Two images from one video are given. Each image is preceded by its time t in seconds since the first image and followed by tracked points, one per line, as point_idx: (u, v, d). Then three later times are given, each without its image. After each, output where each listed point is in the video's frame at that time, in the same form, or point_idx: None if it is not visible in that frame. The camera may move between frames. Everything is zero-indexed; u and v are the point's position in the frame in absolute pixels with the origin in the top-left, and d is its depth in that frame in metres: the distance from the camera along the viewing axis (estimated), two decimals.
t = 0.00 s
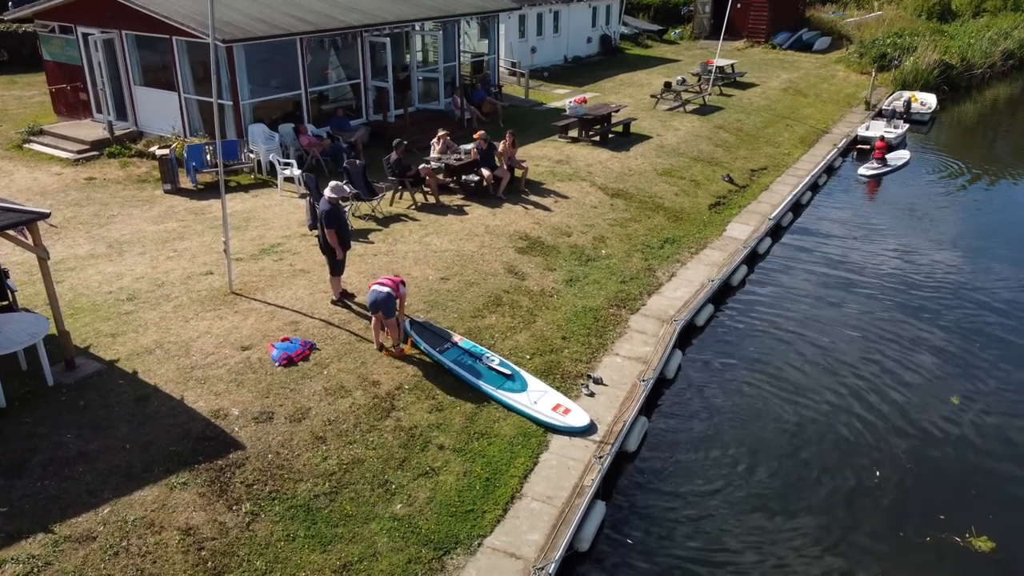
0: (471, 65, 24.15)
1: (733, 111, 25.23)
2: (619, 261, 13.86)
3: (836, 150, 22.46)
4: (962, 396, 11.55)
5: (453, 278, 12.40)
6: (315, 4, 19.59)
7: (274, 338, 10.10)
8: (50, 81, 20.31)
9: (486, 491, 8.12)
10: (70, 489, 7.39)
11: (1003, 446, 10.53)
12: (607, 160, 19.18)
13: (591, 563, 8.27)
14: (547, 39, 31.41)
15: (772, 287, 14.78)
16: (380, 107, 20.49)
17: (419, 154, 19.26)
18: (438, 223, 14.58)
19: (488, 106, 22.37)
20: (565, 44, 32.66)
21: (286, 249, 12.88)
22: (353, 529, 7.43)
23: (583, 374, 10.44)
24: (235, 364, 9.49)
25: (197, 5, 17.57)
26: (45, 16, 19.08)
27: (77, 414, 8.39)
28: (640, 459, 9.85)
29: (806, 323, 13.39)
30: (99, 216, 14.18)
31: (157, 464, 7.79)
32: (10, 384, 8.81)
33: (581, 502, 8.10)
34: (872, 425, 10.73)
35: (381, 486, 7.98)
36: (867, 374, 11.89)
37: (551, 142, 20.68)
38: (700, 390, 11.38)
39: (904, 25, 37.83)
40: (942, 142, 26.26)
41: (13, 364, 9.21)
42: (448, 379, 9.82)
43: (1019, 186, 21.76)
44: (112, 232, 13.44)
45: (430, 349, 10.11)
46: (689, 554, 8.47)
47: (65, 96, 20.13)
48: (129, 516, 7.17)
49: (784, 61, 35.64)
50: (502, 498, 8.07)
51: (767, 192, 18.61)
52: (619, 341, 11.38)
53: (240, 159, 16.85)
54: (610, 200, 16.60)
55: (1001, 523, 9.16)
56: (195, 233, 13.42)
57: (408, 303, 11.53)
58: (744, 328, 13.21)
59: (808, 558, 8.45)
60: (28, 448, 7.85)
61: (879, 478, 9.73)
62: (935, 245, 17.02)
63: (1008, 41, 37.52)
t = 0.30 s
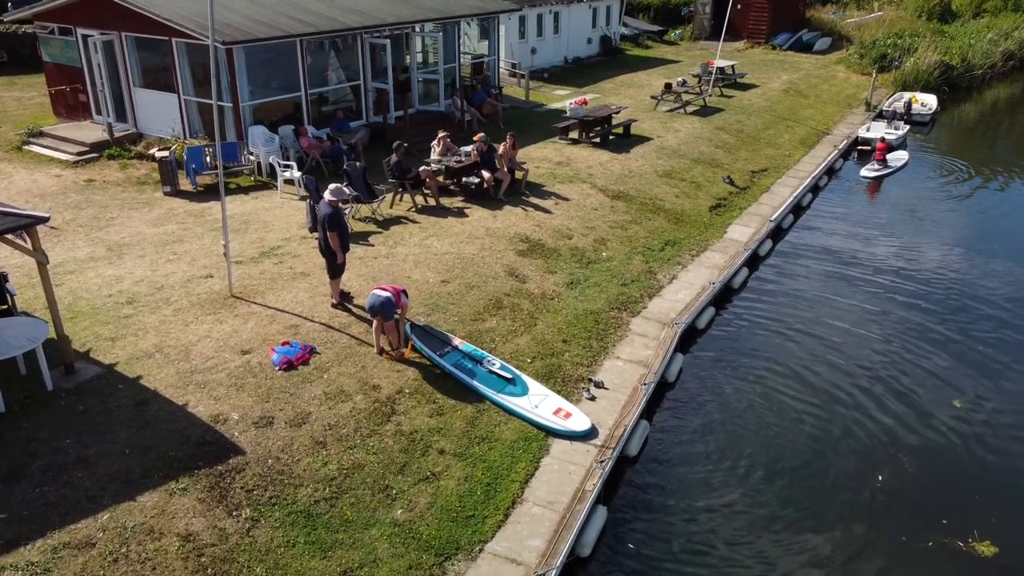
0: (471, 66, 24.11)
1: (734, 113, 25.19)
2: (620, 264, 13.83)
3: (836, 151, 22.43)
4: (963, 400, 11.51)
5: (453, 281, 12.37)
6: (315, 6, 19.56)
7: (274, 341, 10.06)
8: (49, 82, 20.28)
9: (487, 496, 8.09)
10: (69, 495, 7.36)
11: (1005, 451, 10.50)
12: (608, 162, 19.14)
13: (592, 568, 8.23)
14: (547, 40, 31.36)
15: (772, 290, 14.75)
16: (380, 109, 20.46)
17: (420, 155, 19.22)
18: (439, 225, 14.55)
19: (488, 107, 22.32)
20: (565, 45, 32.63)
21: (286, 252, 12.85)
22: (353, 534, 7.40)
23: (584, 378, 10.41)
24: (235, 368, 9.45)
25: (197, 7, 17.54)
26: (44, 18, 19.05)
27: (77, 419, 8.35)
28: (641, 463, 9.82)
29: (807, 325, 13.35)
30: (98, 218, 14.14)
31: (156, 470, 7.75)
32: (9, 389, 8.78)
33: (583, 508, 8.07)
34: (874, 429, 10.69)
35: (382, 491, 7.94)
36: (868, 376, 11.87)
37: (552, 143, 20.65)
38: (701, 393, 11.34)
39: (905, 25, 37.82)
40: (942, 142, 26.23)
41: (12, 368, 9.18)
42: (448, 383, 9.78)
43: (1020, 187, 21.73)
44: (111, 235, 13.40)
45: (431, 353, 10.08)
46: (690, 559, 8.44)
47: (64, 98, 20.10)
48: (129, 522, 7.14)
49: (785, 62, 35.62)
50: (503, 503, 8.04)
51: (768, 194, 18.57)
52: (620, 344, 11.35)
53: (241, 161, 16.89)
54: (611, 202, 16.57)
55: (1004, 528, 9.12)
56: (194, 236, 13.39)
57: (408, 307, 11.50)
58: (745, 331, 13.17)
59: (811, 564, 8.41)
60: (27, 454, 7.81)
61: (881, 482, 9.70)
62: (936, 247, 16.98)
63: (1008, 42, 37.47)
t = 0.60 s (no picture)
0: (472, 67, 24.07)
1: (734, 114, 25.17)
2: (620, 266, 13.81)
3: (837, 152, 22.42)
4: (964, 402, 11.47)
5: (454, 283, 12.35)
6: (315, 7, 19.54)
7: (274, 345, 10.04)
8: (49, 83, 20.25)
9: (488, 500, 8.07)
10: (69, 500, 7.34)
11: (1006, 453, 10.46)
12: (608, 163, 19.12)
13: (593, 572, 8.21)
14: (547, 40, 31.36)
15: (773, 291, 14.72)
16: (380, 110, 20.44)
17: (420, 157, 19.20)
18: (439, 227, 14.53)
19: (489, 108, 22.30)
20: (565, 45, 32.61)
21: (287, 254, 12.83)
22: (353, 539, 7.37)
23: (585, 381, 10.39)
24: (235, 371, 9.43)
25: (196, 8, 17.52)
26: (44, 19, 19.02)
27: (77, 424, 8.33)
28: (642, 467, 9.81)
29: (807, 327, 13.33)
30: (98, 220, 14.12)
31: (156, 475, 7.73)
32: (8, 393, 8.76)
33: (584, 512, 8.04)
34: (875, 431, 10.66)
35: (382, 495, 7.93)
36: (869, 379, 11.84)
37: (552, 145, 20.62)
38: (702, 396, 11.31)
39: (905, 26, 37.82)
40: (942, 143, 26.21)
41: (12, 372, 9.16)
42: (449, 386, 9.76)
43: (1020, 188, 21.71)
44: (111, 237, 13.38)
45: (432, 356, 10.06)
46: (691, 564, 8.41)
47: (64, 99, 20.07)
48: (129, 527, 7.12)
49: (785, 63, 35.62)
50: (504, 507, 8.03)
51: (768, 195, 18.55)
52: (620, 347, 11.33)
53: (241, 162, 16.86)
54: (611, 203, 16.55)
55: (1005, 532, 9.09)
56: (194, 238, 13.37)
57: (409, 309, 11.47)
58: (745, 333, 13.15)
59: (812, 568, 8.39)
60: (26, 458, 7.79)
61: (883, 485, 9.67)
62: (936, 248, 16.95)
63: (1008, 43, 37.47)
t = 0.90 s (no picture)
0: (472, 69, 24.04)
1: (734, 115, 25.15)
2: (621, 269, 13.80)
3: (837, 154, 22.41)
4: (964, 405, 11.43)
5: (454, 287, 12.33)
6: (315, 9, 19.52)
7: (274, 349, 10.03)
8: (49, 85, 20.22)
9: (489, 506, 8.05)
10: (68, 506, 7.32)
11: (1007, 457, 10.43)
12: (608, 165, 19.11)
13: None
14: (547, 42, 31.34)
15: (772, 294, 14.69)
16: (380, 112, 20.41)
17: (420, 159, 19.18)
18: (439, 230, 14.51)
19: (489, 110, 22.30)
20: (565, 46, 32.60)
21: (287, 257, 12.81)
22: (353, 545, 7.35)
23: (585, 385, 10.36)
24: (235, 376, 9.42)
25: (196, 10, 17.50)
26: (43, 21, 19.00)
27: (76, 429, 8.31)
28: (643, 471, 9.79)
29: (807, 331, 13.29)
30: (98, 223, 14.10)
31: (156, 480, 7.71)
32: (8, 398, 8.75)
33: (584, 517, 8.03)
34: (876, 436, 10.63)
35: (382, 501, 7.91)
36: (868, 382, 11.81)
37: (552, 146, 20.61)
38: (703, 400, 11.28)
39: (905, 27, 37.80)
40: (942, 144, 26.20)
41: (11, 377, 9.14)
42: (449, 391, 9.74)
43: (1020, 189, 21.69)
44: (111, 240, 13.36)
45: (432, 360, 10.04)
46: (692, 569, 8.39)
47: (64, 101, 20.06)
48: (129, 534, 7.10)
49: (785, 64, 35.60)
50: (505, 513, 8.00)
51: (768, 197, 18.53)
52: (620, 350, 11.31)
53: (240, 165, 16.81)
54: (611, 205, 16.54)
55: (1007, 536, 9.06)
56: (194, 241, 13.36)
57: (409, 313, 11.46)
58: (745, 337, 13.11)
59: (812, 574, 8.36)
60: (25, 464, 7.77)
61: (884, 490, 9.64)
62: (936, 249, 16.92)
63: (1009, 43, 37.44)
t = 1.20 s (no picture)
0: (472, 70, 24.00)
1: (735, 117, 25.13)
2: (621, 272, 13.77)
3: (838, 155, 22.39)
4: (966, 409, 11.40)
5: (454, 291, 12.30)
6: (315, 11, 19.49)
7: (274, 354, 10.00)
8: (48, 87, 20.19)
9: (489, 512, 8.03)
10: (67, 514, 7.29)
11: (1008, 463, 10.40)
12: (609, 168, 19.07)
13: None
14: (547, 43, 31.31)
15: (773, 297, 14.66)
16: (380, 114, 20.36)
17: (420, 161, 19.15)
18: (439, 233, 14.48)
19: (489, 112, 22.29)
20: (565, 47, 32.56)
21: (286, 261, 12.78)
22: (353, 553, 7.33)
23: (585, 390, 10.33)
24: (234, 381, 9.38)
25: (195, 12, 17.47)
26: (43, 23, 18.97)
27: (75, 435, 8.29)
28: (644, 476, 9.77)
29: (807, 334, 13.25)
30: (97, 226, 14.07)
31: (155, 487, 7.68)
32: (7, 404, 8.71)
33: (585, 523, 8.00)
34: (877, 441, 10.59)
35: (382, 507, 7.88)
36: (868, 386, 11.78)
37: (552, 149, 20.58)
38: (703, 404, 11.25)
39: (905, 28, 37.78)
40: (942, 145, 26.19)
41: (10, 383, 9.11)
42: (449, 396, 9.71)
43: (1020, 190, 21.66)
44: (110, 243, 13.33)
45: (432, 365, 10.01)
46: None
47: (63, 103, 20.02)
48: (128, 541, 7.07)
49: (785, 65, 35.56)
50: (505, 520, 7.97)
51: (769, 200, 18.49)
52: (621, 354, 11.28)
53: (240, 167, 16.68)
54: (611, 208, 16.51)
55: (1009, 543, 9.02)
56: (194, 244, 13.33)
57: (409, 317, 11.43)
58: (746, 340, 13.07)
59: None
60: (24, 471, 7.74)
61: (885, 496, 9.61)
62: (937, 252, 16.88)
63: (1009, 44, 37.39)
